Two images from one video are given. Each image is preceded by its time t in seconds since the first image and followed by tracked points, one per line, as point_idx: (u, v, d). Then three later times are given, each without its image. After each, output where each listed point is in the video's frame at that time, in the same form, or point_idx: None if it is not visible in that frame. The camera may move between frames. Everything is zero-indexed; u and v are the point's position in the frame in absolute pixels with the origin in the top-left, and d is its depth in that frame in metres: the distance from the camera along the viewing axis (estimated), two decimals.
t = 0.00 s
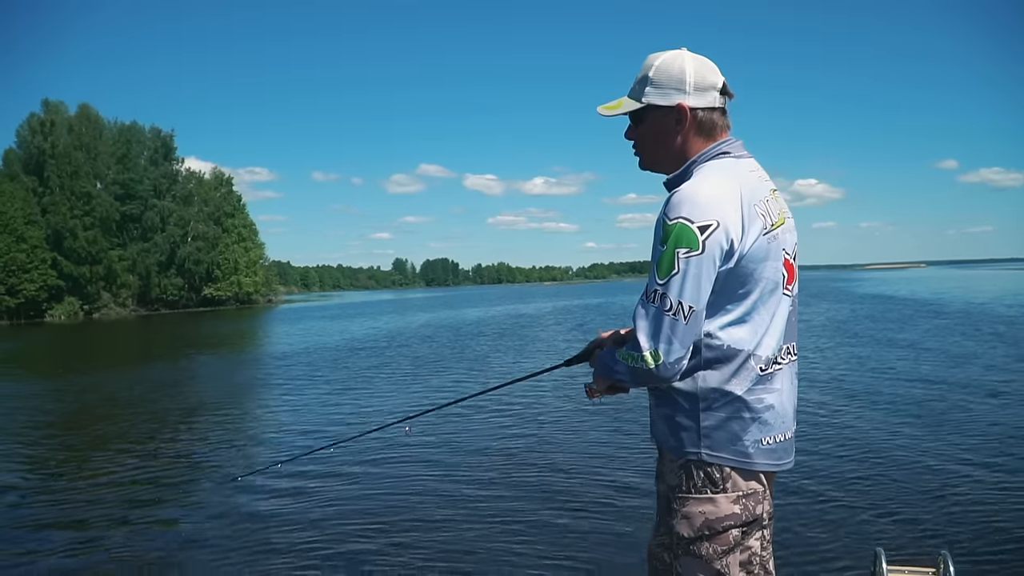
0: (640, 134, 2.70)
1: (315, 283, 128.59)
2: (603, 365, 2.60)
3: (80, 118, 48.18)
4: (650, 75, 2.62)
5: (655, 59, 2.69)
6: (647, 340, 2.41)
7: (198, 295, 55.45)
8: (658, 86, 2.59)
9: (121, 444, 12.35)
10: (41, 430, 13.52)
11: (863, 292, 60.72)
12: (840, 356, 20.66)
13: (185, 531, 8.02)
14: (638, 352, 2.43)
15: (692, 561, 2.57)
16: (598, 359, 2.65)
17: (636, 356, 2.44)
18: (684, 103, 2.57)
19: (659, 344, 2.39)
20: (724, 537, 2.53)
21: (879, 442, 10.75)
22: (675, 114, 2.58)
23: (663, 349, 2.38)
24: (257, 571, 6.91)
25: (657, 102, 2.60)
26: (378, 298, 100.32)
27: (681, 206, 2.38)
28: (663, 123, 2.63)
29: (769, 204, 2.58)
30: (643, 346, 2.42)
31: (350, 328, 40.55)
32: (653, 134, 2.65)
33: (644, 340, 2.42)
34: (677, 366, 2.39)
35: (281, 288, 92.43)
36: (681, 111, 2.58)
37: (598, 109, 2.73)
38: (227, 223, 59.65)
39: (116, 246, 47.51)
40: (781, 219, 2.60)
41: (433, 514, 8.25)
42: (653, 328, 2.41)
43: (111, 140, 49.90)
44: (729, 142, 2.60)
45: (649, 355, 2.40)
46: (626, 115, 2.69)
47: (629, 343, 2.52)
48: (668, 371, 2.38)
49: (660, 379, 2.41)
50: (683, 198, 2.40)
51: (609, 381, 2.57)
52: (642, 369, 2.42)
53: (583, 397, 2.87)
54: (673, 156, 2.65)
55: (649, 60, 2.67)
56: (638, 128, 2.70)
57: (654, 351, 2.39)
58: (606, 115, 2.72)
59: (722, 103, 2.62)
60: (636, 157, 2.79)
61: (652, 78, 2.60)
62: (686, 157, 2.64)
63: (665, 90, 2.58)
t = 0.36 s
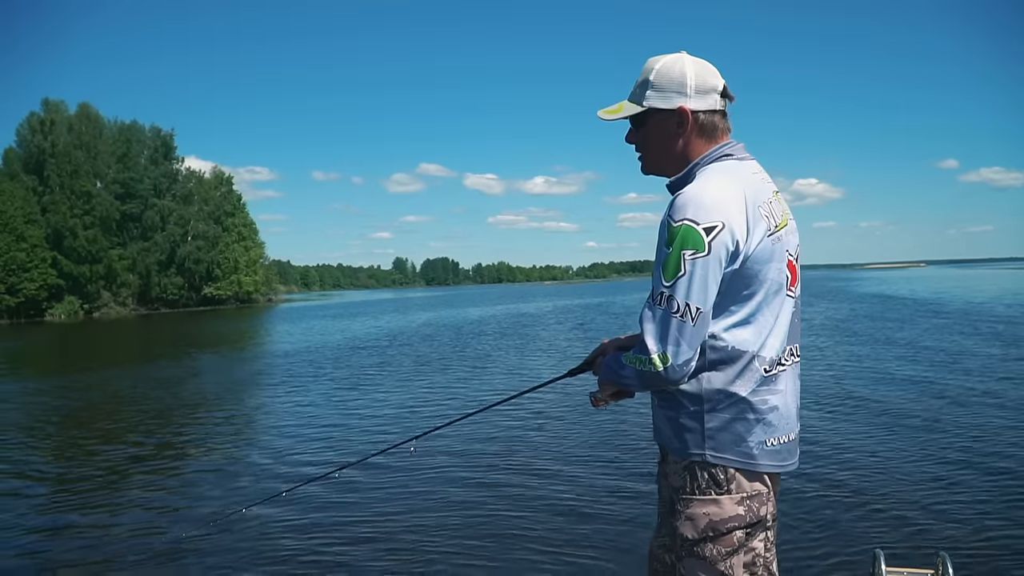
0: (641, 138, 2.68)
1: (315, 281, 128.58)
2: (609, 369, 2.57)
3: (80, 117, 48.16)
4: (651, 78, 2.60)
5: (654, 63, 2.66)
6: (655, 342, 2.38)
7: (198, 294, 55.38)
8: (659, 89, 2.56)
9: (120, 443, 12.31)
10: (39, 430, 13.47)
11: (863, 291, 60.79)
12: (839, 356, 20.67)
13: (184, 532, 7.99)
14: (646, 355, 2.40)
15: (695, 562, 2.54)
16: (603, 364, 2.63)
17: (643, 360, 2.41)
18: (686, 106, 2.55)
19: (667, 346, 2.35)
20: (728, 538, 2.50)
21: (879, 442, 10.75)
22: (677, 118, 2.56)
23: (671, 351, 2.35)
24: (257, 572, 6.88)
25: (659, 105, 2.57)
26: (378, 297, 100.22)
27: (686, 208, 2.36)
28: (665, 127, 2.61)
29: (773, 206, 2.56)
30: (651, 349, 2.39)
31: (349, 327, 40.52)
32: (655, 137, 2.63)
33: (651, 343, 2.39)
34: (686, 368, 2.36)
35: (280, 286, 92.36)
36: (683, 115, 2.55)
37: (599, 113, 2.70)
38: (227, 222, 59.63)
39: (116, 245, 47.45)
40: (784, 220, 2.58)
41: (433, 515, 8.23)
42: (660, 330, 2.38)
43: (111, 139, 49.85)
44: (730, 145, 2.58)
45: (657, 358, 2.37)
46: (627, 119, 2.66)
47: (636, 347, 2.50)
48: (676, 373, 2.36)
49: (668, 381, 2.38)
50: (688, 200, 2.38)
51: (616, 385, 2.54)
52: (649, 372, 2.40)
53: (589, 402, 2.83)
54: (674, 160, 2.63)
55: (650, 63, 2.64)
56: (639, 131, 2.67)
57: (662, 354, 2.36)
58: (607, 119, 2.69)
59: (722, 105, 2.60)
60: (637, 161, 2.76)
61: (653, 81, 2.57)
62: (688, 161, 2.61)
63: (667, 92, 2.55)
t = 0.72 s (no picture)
0: (648, 138, 2.68)
1: (315, 280, 128.73)
2: (612, 369, 2.59)
3: (80, 116, 48.18)
4: (656, 79, 2.61)
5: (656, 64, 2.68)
6: (657, 342, 2.40)
7: (198, 293, 55.37)
8: (660, 91, 2.58)
9: (120, 443, 12.31)
10: (39, 430, 13.47)
11: (863, 291, 60.86)
12: (840, 355, 20.71)
13: (183, 533, 7.99)
14: (648, 354, 2.42)
15: (695, 561, 2.56)
16: (606, 364, 2.65)
17: (645, 359, 2.43)
18: (691, 106, 2.57)
19: (669, 346, 2.38)
20: (727, 536, 2.53)
21: (879, 442, 10.76)
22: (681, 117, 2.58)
23: (673, 350, 2.37)
24: (256, 572, 6.87)
25: (665, 104, 2.59)
26: (378, 296, 100.14)
27: (686, 208, 2.38)
28: (668, 128, 2.62)
29: (774, 207, 2.58)
30: (653, 349, 2.41)
31: (349, 326, 40.49)
32: (657, 138, 2.64)
33: (653, 342, 2.41)
34: (687, 367, 2.38)
35: (281, 285, 92.43)
36: (687, 115, 2.58)
37: (602, 113, 2.71)
38: (227, 222, 59.64)
39: (117, 245, 47.46)
40: (783, 220, 2.60)
41: (432, 515, 8.23)
42: (663, 330, 2.40)
43: (111, 138, 49.86)
44: (732, 146, 2.61)
45: (659, 357, 2.39)
46: (631, 118, 2.67)
47: (638, 347, 2.52)
48: (678, 373, 2.38)
49: (670, 381, 2.40)
50: (689, 201, 2.40)
51: (618, 383, 2.56)
52: (651, 372, 2.42)
53: (591, 402, 2.85)
54: (677, 160, 2.65)
55: (651, 66, 2.66)
56: (645, 131, 2.68)
57: (663, 353, 2.38)
58: (609, 122, 2.71)
59: (723, 106, 2.62)
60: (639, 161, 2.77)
61: (658, 82, 2.59)
62: (690, 162, 2.63)
63: (672, 93, 2.57)
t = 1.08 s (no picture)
0: (649, 140, 2.69)
1: (316, 280, 128.87)
2: (615, 367, 2.60)
3: (81, 116, 48.22)
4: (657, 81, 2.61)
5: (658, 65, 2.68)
6: (659, 340, 2.41)
7: (199, 292, 55.40)
8: (661, 92, 2.59)
9: (123, 442, 12.31)
10: (40, 429, 13.46)
11: (863, 291, 60.91)
12: (840, 354, 20.73)
13: (183, 533, 7.98)
14: (651, 352, 2.43)
15: (696, 558, 2.57)
16: (608, 364, 2.66)
17: (648, 357, 2.45)
18: (692, 107, 2.58)
19: (672, 344, 2.39)
20: (728, 534, 2.53)
21: (880, 441, 10.77)
22: (683, 118, 2.59)
23: (676, 348, 2.38)
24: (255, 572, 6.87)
25: (667, 106, 2.59)
26: (378, 296, 100.15)
27: (688, 208, 2.39)
28: (670, 130, 2.63)
29: (775, 206, 2.59)
30: (655, 347, 2.42)
31: (349, 326, 40.49)
32: (658, 140, 2.65)
33: (656, 341, 2.42)
34: (689, 365, 2.39)
35: (282, 285, 92.45)
36: (689, 116, 2.59)
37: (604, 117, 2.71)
38: (228, 221, 59.71)
39: (118, 245, 47.51)
40: (785, 220, 2.61)
41: (432, 515, 8.23)
42: (664, 329, 2.41)
43: (112, 138, 49.91)
44: (734, 145, 2.62)
45: (662, 355, 2.40)
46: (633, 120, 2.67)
47: (641, 345, 2.53)
48: (680, 371, 2.39)
49: (672, 379, 2.42)
50: (691, 200, 2.41)
51: (621, 381, 2.57)
52: (654, 369, 2.43)
53: (593, 400, 2.86)
54: (678, 162, 2.66)
55: (651, 68, 2.66)
56: (646, 133, 2.69)
57: (666, 351, 2.39)
58: (611, 125, 2.72)
59: (724, 106, 2.63)
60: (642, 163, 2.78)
61: (661, 82, 2.59)
62: (692, 162, 2.64)
63: (674, 94, 2.57)
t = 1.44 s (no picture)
0: (648, 139, 2.67)
1: (318, 281, 128.99)
2: (615, 366, 2.58)
3: (82, 116, 48.25)
4: (656, 80, 2.60)
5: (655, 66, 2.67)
6: (661, 338, 2.40)
7: (200, 293, 55.43)
8: (660, 92, 2.58)
9: (123, 443, 12.29)
10: (40, 430, 13.42)
11: (863, 291, 61.02)
12: (840, 354, 20.73)
13: (182, 532, 7.96)
14: (651, 351, 2.42)
15: (695, 556, 2.56)
16: (608, 363, 2.65)
17: (648, 356, 2.43)
18: (691, 106, 2.57)
19: (673, 343, 2.38)
20: (727, 531, 2.52)
21: (880, 440, 10.76)
22: (682, 118, 2.58)
23: (676, 347, 2.37)
24: (254, 572, 6.85)
25: (666, 105, 2.58)
26: (378, 296, 100.19)
27: (689, 207, 2.38)
28: (669, 128, 2.62)
29: (775, 205, 2.57)
30: (655, 346, 2.41)
31: (349, 326, 40.51)
32: (657, 140, 2.64)
33: (657, 340, 2.41)
34: (690, 364, 2.38)
35: (283, 285, 92.38)
36: (688, 116, 2.57)
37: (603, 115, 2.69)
38: (229, 222, 59.76)
39: (119, 245, 47.57)
40: (785, 219, 2.60)
41: (431, 515, 8.22)
42: (665, 327, 2.40)
43: (113, 138, 49.98)
44: (734, 145, 2.60)
45: (663, 354, 2.39)
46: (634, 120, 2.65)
47: (641, 344, 2.52)
48: (681, 369, 2.38)
49: (673, 378, 2.40)
50: (692, 199, 2.39)
51: (622, 380, 2.55)
52: (655, 369, 2.42)
53: (593, 400, 2.85)
54: (677, 161, 2.64)
55: (649, 68, 2.65)
56: (646, 133, 2.67)
57: (667, 350, 2.38)
58: (611, 124, 2.71)
59: (722, 106, 2.62)
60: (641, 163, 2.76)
61: (660, 82, 2.57)
62: (690, 162, 2.63)
63: (674, 94, 2.56)
